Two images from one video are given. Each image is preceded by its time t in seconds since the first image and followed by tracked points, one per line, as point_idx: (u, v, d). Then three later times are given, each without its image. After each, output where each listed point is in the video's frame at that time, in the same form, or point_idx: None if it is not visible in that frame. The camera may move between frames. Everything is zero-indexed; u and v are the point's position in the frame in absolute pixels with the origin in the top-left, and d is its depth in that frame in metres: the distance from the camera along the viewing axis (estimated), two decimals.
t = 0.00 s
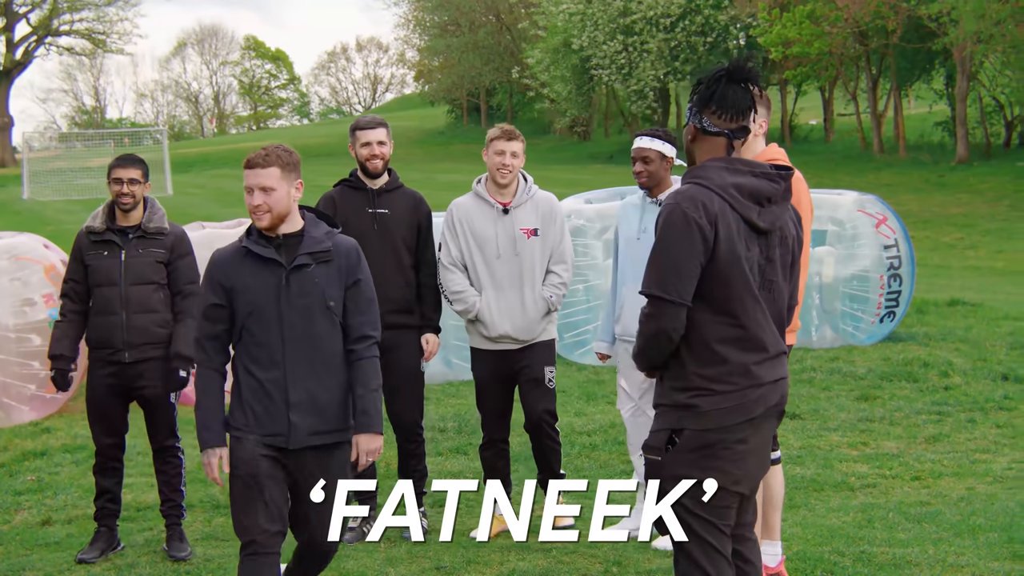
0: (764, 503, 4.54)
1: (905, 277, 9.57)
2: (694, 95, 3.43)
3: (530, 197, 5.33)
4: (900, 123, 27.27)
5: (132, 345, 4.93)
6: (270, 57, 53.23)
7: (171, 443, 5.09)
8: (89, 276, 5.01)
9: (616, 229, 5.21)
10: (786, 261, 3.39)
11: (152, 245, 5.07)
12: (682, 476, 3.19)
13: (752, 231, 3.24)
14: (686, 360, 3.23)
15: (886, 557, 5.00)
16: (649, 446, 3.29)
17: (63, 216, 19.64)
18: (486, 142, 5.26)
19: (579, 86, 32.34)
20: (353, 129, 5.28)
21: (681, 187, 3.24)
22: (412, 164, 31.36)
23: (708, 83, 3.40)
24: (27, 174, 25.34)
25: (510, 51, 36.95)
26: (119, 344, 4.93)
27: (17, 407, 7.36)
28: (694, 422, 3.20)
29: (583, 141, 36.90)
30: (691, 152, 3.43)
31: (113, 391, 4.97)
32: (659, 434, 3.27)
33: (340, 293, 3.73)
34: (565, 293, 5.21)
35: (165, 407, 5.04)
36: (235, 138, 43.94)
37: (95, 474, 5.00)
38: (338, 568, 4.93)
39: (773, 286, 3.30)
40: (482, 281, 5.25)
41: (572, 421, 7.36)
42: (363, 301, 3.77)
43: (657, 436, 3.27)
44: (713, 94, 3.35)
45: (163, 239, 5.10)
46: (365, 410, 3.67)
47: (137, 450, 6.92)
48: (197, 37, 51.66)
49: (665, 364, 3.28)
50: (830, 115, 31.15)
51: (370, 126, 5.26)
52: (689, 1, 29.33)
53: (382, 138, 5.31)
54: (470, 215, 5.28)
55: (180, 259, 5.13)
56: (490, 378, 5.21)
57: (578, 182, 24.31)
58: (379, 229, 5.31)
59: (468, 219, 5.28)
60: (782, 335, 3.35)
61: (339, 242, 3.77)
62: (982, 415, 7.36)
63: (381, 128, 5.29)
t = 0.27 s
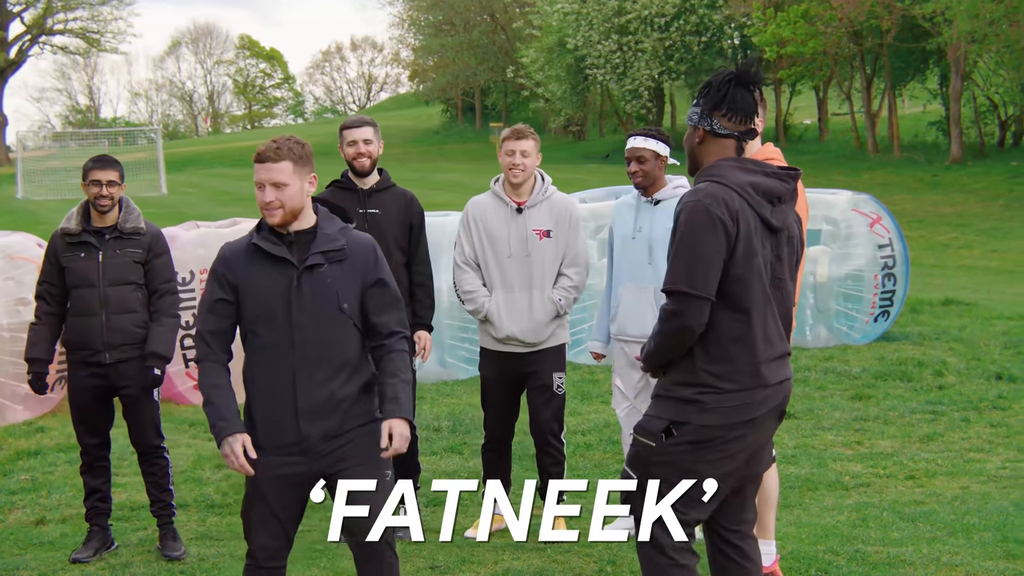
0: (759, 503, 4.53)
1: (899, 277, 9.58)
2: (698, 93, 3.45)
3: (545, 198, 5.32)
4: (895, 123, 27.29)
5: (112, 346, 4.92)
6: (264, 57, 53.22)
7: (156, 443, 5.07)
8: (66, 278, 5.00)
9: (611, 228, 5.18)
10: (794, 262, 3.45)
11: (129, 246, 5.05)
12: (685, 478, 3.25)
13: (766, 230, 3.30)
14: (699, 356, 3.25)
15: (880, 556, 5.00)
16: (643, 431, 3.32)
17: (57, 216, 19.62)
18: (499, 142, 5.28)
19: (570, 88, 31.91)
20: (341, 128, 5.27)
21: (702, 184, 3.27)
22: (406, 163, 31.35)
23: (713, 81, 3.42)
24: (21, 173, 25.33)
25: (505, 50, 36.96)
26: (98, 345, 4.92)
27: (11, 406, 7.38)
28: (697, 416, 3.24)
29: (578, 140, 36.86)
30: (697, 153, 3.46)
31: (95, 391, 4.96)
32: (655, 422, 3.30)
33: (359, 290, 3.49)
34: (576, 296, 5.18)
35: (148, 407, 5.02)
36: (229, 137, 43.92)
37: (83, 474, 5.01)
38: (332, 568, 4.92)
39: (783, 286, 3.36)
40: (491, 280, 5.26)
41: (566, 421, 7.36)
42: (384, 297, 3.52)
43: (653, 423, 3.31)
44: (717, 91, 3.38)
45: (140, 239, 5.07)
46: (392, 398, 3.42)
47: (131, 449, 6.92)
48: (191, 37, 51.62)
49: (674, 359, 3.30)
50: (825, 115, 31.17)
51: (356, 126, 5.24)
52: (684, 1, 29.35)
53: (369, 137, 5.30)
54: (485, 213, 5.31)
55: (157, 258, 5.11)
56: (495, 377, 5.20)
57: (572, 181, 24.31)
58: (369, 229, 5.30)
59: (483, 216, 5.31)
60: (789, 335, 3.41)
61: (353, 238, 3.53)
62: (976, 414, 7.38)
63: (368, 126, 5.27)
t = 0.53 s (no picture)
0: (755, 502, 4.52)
1: (895, 276, 9.59)
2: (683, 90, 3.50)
3: (560, 199, 5.28)
4: (890, 122, 27.30)
5: (105, 344, 4.92)
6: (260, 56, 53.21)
7: (149, 441, 5.06)
8: (55, 277, 4.98)
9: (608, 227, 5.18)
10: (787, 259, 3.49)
11: (119, 245, 5.04)
12: (683, 477, 3.30)
13: (763, 225, 3.33)
14: (698, 352, 3.25)
15: (876, 555, 5.01)
16: (635, 428, 3.33)
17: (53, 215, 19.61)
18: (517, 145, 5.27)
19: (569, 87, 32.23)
20: (336, 128, 5.28)
21: (702, 179, 3.30)
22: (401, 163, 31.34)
23: (703, 79, 3.47)
24: (16, 172, 25.31)
25: (501, 50, 36.95)
26: (91, 344, 4.92)
27: (7, 406, 7.38)
28: (690, 411, 3.26)
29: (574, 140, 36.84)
30: (691, 152, 3.47)
31: (88, 390, 4.95)
32: (648, 418, 3.33)
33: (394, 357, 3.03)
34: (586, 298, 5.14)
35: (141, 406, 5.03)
36: (225, 137, 43.91)
37: (76, 474, 5.00)
38: (328, 568, 4.92)
39: (779, 280, 3.38)
40: (504, 279, 5.28)
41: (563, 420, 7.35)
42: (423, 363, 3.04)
43: (646, 419, 3.33)
44: (704, 88, 3.43)
45: (130, 238, 5.07)
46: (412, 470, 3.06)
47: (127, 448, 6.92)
48: (187, 36, 51.58)
49: (672, 354, 3.29)
50: (821, 114, 31.19)
51: (352, 126, 5.24)
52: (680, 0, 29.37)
53: (363, 137, 5.30)
54: (501, 212, 5.34)
55: (148, 258, 5.12)
56: (499, 375, 5.18)
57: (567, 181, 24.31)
58: (367, 228, 5.30)
59: (498, 215, 5.33)
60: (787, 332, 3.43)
61: (389, 297, 3.04)
62: (972, 413, 7.38)
63: (362, 126, 5.26)
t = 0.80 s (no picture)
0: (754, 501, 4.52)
1: (893, 276, 9.60)
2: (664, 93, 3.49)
3: (568, 202, 5.28)
4: (889, 122, 27.29)
5: (108, 344, 4.92)
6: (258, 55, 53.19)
7: (150, 439, 5.06)
8: (57, 277, 4.96)
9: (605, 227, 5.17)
10: (773, 254, 3.47)
11: (121, 244, 5.04)
12: (683, 478, 3.31)
13: (741, 224, 3.33)
14: (674, 355, 3.26)
15: (875, 555, 5.01)
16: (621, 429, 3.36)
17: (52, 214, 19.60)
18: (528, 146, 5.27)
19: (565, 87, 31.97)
20: (340, 127, 5.26)
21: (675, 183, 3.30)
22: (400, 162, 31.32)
23: (685, 80, 3.46)
24: (14, 171, 25.31)
25: (500, 49, 36.93)
26: (94, 344, 4.92)
27: (5, 406, 7.39)
28: (670, 411, 3.27)
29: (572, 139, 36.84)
30: (673, 154, 3.48)
31: (90, 390, 4.96)
32: (632, 420, 3.35)
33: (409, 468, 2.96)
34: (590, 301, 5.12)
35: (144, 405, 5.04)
36: (224, 136, 43.88)
37: (75, 473, 4.99)
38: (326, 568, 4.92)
39: (762, 278, 3.37)
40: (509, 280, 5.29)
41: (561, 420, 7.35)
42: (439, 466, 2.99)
43: (630, 421, 3.35)
44: (686, 90, 3.42)
45: (130, 237, 5.07)
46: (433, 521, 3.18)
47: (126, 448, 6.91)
48: (186, 35, 51.54)
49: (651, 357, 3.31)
50: (819, 114, 31.17)
51: (356, 125, 5.21)
52: None
53: (368, 135, 5.27)
54: (509, 214, 5.33)
55: (148, 257, 5.13)
56: (503, 375, 5.19)
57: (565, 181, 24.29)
58: (371, 226, 5.28)
59: (505, 219, 5.33)
60: (772, 328, 3.41)
61: (396, 414, 2.90)
62: (970, 413, 7.38)
63: (365, 124, 5.23)
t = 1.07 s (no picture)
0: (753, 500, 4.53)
1: (892, 276, 9.60)
2: (640, 92, 3.52)
3: (571, 199, 5.29)
4: (888, 122, 27.28)
5: (118, 343, 4.92)
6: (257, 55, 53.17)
7: (154, 438, 5.06)
8: (65, 277, 4.96)
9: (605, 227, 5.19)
10: (749, 250, 3.48)
11: (128, 243, 5.05)
12: (679, 478, 3.39)
13: (710, 224, 3.35)
14: (640, 352, 3.36)
15: (874, 554, 5.01)
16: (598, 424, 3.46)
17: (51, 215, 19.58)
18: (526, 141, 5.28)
19: (565, 85, 32.09)
20: (350, 124, 5.21)
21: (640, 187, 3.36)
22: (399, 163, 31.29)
23: (662, 78, 3.48)
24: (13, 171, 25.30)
25: (499, 49, 36.93)
26: (104, 343, 4.92)
27: (5, 405, 7.39)
28: (637, 408, 3.36)
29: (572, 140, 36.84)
30: (653, 153, 3.51)
31: (98, 389, 4.96)
32: (608, 416, 3.43)
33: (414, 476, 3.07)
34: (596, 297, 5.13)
35: (150, 405, 5.04)
36: (223, 136, 43.84)
37: (78, 473, 4.99)
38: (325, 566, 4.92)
39: (734, 276, 3.40)
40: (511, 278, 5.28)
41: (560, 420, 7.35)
42: (445, 470, 3.08)
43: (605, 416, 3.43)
44: (666, 89, 3.44)
45: (138, 236, 5.07)
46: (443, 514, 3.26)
47: (125, 447, 6.91)
48: (185, 35, 51.50)
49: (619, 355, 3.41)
50: (818, 114, 31.16)
51: (367, 123, 5.16)
52: None
53: (379, 134, 5.24)
54: (510, 212, 5.32)
55: (155, 256, 5.13)
56: (507, 374, 5.17)
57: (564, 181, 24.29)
58: (377, 226, 5.27)
59: (506, 217, 5.32)
60: (745, 324, 3.44)
61: (397, 426, 2.97)
62: (969, 413, 7.38)
63: (377, 124, 5.19)
